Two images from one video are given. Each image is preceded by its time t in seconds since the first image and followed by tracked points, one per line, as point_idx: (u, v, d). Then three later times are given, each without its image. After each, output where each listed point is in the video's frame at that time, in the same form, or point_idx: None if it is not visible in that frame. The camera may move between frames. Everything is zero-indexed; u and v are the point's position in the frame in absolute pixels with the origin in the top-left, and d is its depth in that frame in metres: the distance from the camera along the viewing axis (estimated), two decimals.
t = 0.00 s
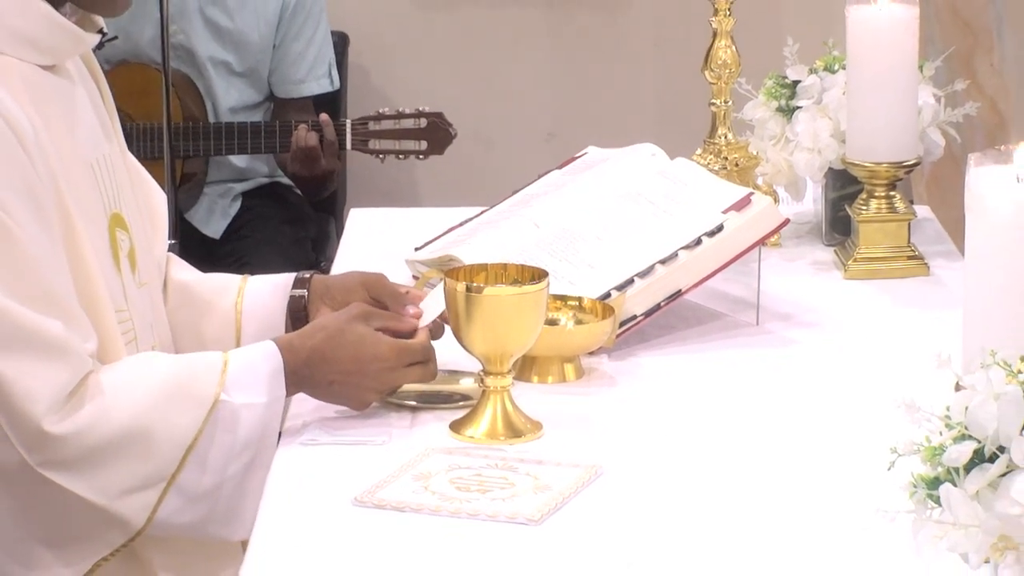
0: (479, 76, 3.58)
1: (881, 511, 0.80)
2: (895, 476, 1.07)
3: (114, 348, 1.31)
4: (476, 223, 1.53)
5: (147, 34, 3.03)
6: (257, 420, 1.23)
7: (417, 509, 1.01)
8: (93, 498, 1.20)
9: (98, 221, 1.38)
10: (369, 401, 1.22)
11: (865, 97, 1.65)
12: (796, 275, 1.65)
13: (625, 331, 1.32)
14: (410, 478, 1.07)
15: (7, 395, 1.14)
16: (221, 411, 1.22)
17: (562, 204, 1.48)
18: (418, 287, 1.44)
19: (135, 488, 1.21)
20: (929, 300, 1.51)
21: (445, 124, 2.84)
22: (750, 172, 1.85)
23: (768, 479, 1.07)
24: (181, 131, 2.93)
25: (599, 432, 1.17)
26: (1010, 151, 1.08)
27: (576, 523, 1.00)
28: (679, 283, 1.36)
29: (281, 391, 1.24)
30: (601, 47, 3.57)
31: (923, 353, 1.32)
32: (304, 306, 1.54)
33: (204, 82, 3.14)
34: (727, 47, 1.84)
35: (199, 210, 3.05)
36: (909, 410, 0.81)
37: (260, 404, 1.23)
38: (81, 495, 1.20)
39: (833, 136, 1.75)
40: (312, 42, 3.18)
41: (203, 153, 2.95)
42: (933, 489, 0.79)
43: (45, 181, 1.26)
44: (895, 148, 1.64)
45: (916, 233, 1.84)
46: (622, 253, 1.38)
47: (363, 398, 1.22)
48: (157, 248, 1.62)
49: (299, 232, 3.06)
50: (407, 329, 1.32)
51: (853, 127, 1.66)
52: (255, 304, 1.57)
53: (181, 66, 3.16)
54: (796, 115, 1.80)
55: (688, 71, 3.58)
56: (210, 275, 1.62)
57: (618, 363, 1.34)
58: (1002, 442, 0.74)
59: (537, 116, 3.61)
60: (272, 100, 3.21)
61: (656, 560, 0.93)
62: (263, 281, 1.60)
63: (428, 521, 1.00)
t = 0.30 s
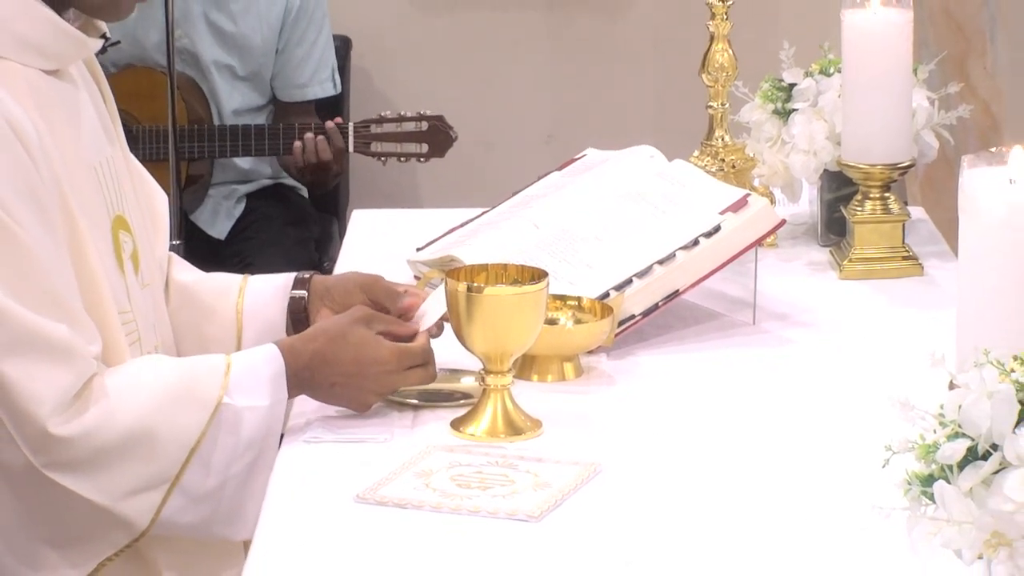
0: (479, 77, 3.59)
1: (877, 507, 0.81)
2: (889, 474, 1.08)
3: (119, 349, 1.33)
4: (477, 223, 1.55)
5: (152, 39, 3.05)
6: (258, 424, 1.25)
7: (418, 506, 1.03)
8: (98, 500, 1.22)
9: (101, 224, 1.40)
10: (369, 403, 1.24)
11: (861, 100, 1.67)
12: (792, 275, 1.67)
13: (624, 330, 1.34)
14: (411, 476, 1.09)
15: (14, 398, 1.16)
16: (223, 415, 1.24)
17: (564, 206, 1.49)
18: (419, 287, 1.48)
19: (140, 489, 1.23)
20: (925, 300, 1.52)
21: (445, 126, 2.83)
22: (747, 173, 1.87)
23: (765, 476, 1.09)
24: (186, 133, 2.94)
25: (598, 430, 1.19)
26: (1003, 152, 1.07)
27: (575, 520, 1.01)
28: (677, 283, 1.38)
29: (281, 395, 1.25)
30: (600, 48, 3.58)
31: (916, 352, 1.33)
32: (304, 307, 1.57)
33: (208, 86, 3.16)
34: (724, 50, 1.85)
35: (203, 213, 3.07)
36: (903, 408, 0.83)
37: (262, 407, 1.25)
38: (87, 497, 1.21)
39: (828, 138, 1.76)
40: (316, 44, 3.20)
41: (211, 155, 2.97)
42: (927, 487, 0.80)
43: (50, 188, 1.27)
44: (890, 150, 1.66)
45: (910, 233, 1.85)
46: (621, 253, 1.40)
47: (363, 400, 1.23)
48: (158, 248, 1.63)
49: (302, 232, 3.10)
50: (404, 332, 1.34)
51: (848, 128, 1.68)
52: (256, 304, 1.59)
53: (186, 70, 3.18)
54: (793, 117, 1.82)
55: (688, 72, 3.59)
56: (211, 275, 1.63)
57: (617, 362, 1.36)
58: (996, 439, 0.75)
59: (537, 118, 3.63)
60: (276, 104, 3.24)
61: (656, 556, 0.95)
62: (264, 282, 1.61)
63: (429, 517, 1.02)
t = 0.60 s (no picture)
0: (480, 78, 3.61)
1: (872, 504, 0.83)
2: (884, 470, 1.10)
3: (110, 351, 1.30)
4: (477, 224, 1.57)
5: (158, 42, 3.08)
6: (241, 429, 1.19)
7: (420, 503, 1.05)
8: (74, 508, 1.17)
9: (100, 226, 1.39)
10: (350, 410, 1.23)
11: (857, 102, 1.68)
12: (789, 275, 1.69)
13: (623, 329, 1.36)
14: (414, 473, 1.10)
15: None
16: (201, 423, 1.18)
17: (565, 206, 1.51)
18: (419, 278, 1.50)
19: (119, 497, 1.17)
20: (920, 300, 1.54)
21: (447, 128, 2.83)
22: (744, 175, 1.89)
23: (762, 472, 1.11)
24: (192, 134, 2.97)
25: (595, 428, 1.21)
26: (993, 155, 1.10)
27: (575, 517, 1.03)
28: (674, 283, 1.40)
29: (262, 400, 1.21)
30: (600, 49, 3.59)
31: (910, 350, 1.36)
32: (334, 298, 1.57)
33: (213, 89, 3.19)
34: (721, 54, 1.87)
35: (209, 214, 3.09)
36: (898, 406, 0.85)
37: (241, 415, 1.19)
38: (65, 506, 1.16)
39: (824, 140, 1.78)
40: (319, 47, 3.22)
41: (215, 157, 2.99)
42: (921, 484, 0.82)
43: (42, 191, 1.24)
44: (886, 153, 1.68)
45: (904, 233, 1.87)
46: (620, 254, 1.41)
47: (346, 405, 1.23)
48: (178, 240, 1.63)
49: (306, 233, 3.07)
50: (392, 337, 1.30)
51: (845, 130, 1.70)
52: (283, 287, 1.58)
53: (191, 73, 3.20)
54: (788, 119, 1.84)
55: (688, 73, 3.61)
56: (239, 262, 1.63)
57: (616, 361, 1.38)
58: (989, 438, 0.77)
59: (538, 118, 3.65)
60: (281, 107, 3.25)
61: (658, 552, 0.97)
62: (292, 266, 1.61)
63: (433, 514, 1.03)
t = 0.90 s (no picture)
0: (478, 81, 3.62)
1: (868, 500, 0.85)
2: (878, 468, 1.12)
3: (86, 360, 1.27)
4: (477, 226, 1.58)
5: (164, 46, 3.10)
6: (201, 443, 1.19)
7: (421, 500, 1.06)
8: (30, 519, 1.15)
9: (89, 233, 1.33)
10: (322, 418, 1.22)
11: (852, 106, 1.69)
12: (785, 275, 1.71)
13: (622, 329, 1.38)
14: (415, 470, 1.12)
15: None
16: (161, 436, 1.17)
17: (565, 206, 1.53)
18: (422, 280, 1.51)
19: (78, 508, 1.16)
20: (913, 300, 1.56)
21: (447, 132, 2.84)
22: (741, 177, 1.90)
23: (759, 469, 1.13)
24: (196, 136, 2.99)
25: (593, 424, 1.23)
26: (990, 156, 1.12)
27: (574, 514, 1.05)
28: (672, 284, 1.42)
29: (226, 412, 1.21)
30: (599, 50, 3.60)
31: (906, 348, 1.37)
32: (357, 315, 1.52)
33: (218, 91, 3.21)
34: (718, 57, 1.89)
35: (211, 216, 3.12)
36: (892, 405, 0.87)
37: (201, 428, 1.19)
38: (18, 517, 1.15)
39: (820, 142, 1.80)
40: (324, 51, 3.24)
41: (217, 158, 3.00)
42: (916, 481, 0.84)
43: (14, 201, 1.21)
44: (881, 155, 1.69)
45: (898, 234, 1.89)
46: (619, 255, 1.43)
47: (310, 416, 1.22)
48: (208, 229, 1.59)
49: (308, 235, 3.09)
50: (362, 341, 1.27)
51: (841, 132, 1.71)
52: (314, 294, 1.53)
53: (196, 76, 3.21)
54: (784, 122, 1.85)
55: (686, 75, 3.62)
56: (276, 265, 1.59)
57: (615, 360, 1.40)
58: (983, 435, 0.79)
59: (536, 120, 3.66)
60: (285, 109, 3.27)
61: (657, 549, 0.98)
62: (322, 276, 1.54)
63: (434, 511, 1.05)
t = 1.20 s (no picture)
0: (477, 82, 3.64)
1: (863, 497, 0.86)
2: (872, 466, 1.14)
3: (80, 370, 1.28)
4: (478, 227, 1.60)
5: (169, 49, 3.12)
6: (188, 452, 1.21)
7: (423, 497, 1.08)
8: (18, 527, 1.16)
9: (83, 240, 1.34)
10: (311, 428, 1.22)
11: (847, 108, 1.71)
12: (781, 275, 1.73)
13: (620, 328, 1.40)
14: (416, 467, 1.14)
15: None
16: (149, 445, 1.19)
17: (565, 207, 1.55)
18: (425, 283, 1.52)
19: (67, 515, 1.17)
20: (907, 300, 1.57)
21: (448, 133, 2.86)
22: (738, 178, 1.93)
23: (756, 466, 1.14)
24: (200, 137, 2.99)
25: (593, 421, 1.25)
26: (982, 159, 1.15)
27: (573, 511, 1.06)
28: (670, 283, 1.43)
29: (215, 422, 1.22)
30: (596, 53, 3.62)
31: (901, 348, 1.39)
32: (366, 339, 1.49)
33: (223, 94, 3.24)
34: (716, 60, 1.91)
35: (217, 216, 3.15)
36: (888, 405, 0.89)
37: (189, 437, 1.21)
38: (6, 524, 1.16)
39: (816, 144, 1.82)
40: (327, 53, 3.25)
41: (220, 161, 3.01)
42: (911, 478, 0.86)
43: None
44: (876, 156, 1.71)
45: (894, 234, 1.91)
46: (619, 254, 1.45)
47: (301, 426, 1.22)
48: (213, 228, 1.60)
49: (311, 234, 3.09)
50: (354, 351, 1.26)
51: (836, 132, 1.73)
52: (320, 321, 1.50)
53: (201, 79, 3.24)
54: (781, 124, 1.86)
55: (684, 75, 3.64)
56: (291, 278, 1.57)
57: (614, 359, 1.41)
58: (976, 433, 0.80)
59: (535, 121, 3.68)
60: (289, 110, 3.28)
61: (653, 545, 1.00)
62: (329, 301, 1.51)
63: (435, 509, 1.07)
